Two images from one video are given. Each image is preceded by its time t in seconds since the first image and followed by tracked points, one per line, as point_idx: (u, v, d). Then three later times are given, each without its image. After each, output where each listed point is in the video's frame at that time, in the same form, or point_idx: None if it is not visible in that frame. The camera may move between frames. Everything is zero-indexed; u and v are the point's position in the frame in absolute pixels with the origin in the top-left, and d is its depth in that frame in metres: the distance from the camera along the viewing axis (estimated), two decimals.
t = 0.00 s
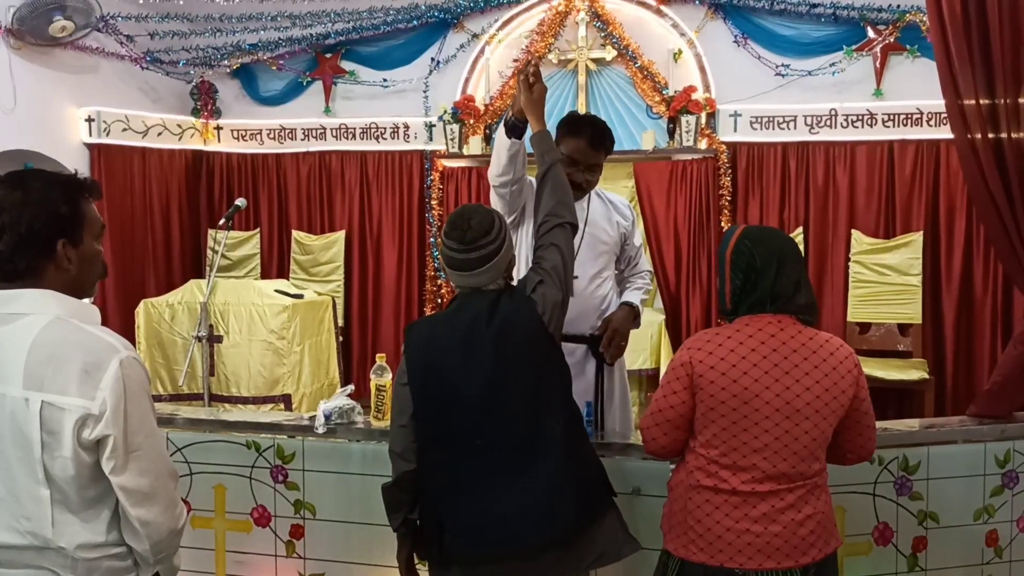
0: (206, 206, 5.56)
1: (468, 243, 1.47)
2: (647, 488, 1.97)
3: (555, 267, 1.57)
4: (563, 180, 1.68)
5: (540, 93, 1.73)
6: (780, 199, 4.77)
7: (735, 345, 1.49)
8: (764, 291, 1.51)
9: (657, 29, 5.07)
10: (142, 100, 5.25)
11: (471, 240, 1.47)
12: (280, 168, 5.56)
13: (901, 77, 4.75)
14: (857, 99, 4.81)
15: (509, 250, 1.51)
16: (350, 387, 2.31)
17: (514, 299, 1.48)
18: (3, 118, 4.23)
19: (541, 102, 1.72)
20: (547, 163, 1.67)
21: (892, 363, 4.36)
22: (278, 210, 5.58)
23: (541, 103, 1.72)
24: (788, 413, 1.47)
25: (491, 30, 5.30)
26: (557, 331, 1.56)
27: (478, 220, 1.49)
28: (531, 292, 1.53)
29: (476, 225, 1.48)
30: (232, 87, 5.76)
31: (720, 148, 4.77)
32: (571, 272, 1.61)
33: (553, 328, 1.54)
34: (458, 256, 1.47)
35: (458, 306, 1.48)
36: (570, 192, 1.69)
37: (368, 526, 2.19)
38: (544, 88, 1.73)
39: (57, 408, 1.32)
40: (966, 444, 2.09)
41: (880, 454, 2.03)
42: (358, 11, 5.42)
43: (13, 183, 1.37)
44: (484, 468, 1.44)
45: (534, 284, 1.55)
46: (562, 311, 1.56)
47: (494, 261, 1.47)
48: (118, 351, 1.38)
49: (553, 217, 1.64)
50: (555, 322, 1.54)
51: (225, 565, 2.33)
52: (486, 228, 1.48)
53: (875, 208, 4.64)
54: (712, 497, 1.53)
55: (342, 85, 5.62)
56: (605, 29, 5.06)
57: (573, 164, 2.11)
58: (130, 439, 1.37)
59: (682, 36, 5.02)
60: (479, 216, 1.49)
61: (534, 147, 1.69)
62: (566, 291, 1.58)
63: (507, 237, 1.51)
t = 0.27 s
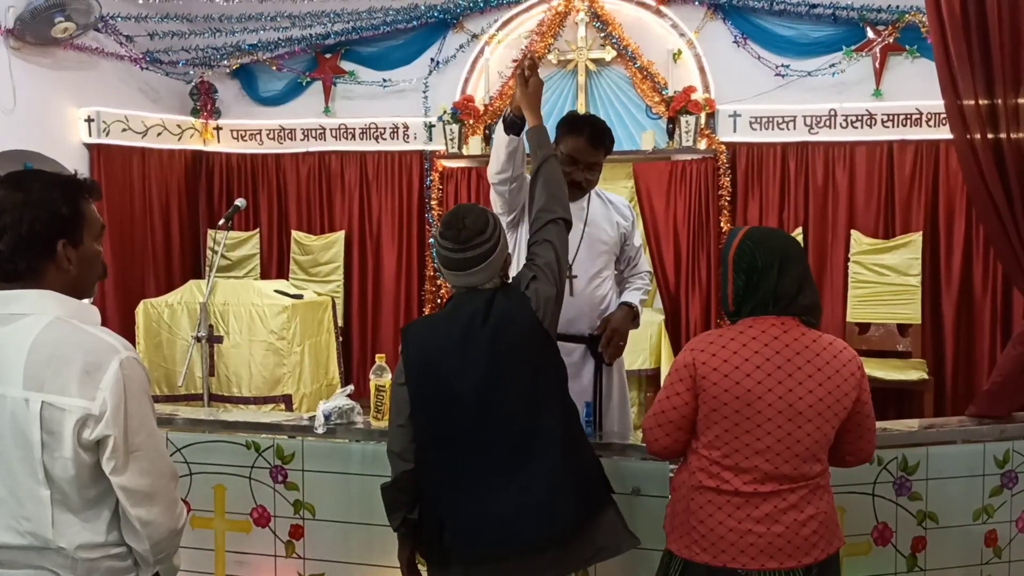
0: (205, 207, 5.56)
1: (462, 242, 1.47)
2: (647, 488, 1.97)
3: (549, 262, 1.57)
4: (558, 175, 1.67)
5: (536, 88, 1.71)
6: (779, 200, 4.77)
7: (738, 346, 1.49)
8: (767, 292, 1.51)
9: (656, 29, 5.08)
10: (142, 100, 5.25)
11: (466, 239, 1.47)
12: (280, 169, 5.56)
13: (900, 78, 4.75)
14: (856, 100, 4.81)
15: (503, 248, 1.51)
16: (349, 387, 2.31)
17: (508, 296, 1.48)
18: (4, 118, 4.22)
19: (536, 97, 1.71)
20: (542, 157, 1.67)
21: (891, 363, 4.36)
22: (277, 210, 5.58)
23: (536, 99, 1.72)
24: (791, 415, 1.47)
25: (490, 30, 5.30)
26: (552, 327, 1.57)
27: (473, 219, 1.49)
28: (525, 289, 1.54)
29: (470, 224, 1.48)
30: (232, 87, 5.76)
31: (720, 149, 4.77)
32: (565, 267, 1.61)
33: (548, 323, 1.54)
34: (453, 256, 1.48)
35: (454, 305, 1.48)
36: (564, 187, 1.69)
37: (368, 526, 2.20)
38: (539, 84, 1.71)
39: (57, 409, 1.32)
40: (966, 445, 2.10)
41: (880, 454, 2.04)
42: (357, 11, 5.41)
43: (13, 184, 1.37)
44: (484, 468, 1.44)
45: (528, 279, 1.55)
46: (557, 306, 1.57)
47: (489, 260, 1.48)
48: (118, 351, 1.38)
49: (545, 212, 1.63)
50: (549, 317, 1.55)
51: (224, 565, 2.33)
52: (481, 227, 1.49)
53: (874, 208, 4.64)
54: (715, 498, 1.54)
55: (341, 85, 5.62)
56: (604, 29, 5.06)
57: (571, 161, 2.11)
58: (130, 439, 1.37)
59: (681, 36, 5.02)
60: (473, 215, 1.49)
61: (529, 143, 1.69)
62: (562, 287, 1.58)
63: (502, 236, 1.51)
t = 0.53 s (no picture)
0: (205, 207, 5.57)
1: (458, 243, 1.48)
2: (646, 488, 1.97)
3: (545, 261, 1.57)
4: (554, 173, 1.67)
5: (530, 87, 1.71)
6: (778, 200, 4.78)
7: (739, 347, 1.49)
8: (759, 292, 1.52)
9: (655, 30, 5.08)
10: (142, 100, 5.25)
11: (462, 239, 1.48)
12: (279, 169, 5.57)
13: (900, 78, 4.75)
14: (855, 100, 4.81)
15: (500, 248, 1.51)
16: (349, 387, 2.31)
17: (503, 294, 1.48)
18: (3, 119, 4.23)
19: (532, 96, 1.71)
20: (537, 156, 1.68)
21: (891, 364, 4.36)
22: (277, 210, 5.58)
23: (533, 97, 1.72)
24: (791, 415, 1.48)
25: (490, 31, 5.31)
26: (549, 327, 1.56)
27: (468, 219, 1.49)
28: (522, 288, 1.54)
29: (466, 225, 1.49)
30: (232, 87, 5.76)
31: (719, 150, 4.77)
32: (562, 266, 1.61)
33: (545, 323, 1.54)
34: (450, 256, 1.48)
35: (452, 306, 1.48)
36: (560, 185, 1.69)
37: (367, 526, 2.20)
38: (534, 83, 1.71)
39: (56, 409, 1.32)
40: (964, 445, 2.10)
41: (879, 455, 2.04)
42: (357, 12, 5.41)
43: (12, 185, 1.37)
44: (483, 468, 1.44)
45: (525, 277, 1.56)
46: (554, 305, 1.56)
47: (485, 260, 1.48)
48: (116, 352, 1.38)
49: (542, 211, 1.63)
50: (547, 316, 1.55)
51: (224, 565, 2.33)
52: (476, 226, 1.49)
53: (874, 209, 4.65)
54: (715, 498, 1.54)
55: (341, 86, 5.62)
56: (604, 30, 5.06)
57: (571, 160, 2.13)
58: (130, 439, 1.37)
59: (680, 37, 5.03)
60: (469, 215, 1.50)
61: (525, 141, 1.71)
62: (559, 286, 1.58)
63: (498, 236, 1.51)
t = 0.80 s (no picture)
0: (205, 207, 5.57)
1: (454, 243, 1.48)
2: (646, 489, 1.97)
3: (541, 261, 1.57)
4: (552, 171, 1.67)
5: (528, 86, 1.71)
6: (778, 200, 4.78)
7: (739, 343, 1.49)
8: (754, 292, 1.53)
9: (654, 31, 5.09)
10: (142, 101, 5.25)
11: (458, 239, 1.48)
12: (279, 169, 5.57)
13: (900, 79, 4.75)
14: (855, 101, 4.81)
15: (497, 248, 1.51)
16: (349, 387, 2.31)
17: (500, 295, 1.48)
18: (3, 119, 4.22)
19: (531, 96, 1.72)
20: (534, 155, 1.68)
21: (890, 364, 4.36)
22: (277, 210, 5.58)
23: (532, 96, 1.72)
24: (792, 412, 1.47)
25: (490, 31, 5.31)
26: (546, 326, 1.57)
27: (464, 219, 1.50)
28: (518, 287, 1.54)
29: (463, 224, 1.49)
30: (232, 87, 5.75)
31: (719, 150, 4.77)
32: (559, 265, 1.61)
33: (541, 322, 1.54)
34: (446, 256, 1.48)
35: (450, 307, 1.49)
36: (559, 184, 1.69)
37: (367, 526, 2.20)
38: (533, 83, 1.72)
39: (55, 410, 1.32)
40: (964, 446, 2.10)
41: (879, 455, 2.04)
42: (356, 12, 5.40)
43: (11, 186, 1.38)
44: (483, 468, 1.45)
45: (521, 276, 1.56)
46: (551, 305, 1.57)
47: (482, 260, 1.48)
48: (115, 353, 1.38)
49: (540, 211, 1.64)
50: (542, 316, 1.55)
51: (224, 565, 2.33)
52: (473, 226, 1.49)
53: (873, 209, 4.65)
54: (716, 496, 1.54)
55: (340, 86, 5.62)
56: (604, 30, 5.06)
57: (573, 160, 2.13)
58: (128, 440, 1.37)
59: (680, 37, 5.03)
60: (465, 215, 1.50)
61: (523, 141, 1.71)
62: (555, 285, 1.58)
63: (494, 236, 1.51)
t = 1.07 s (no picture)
0: (205, 206, 5.57)
1: (452, 243, 1.48)
2: (646, 489, 1.97)
3: (539, 260, 1.58)
4: (548, 172, 1.67)
5: (524, 87, 1.71)
6: (777, 200, 4.78)
7: (736, 339, 1.50)
8: (749, 290, 1.54)
9: (654, 31, 5.09)
10: (142, 101, 5.25)
11: (456, 239, 1.48)
12: (279, 170, 5.57)
13: (899, 79, 4.75)
14: (854, 101, 4.81)
15: (494, 248, 1.52)
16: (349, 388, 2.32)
17: (499, 295, 1.48)
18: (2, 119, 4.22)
19: (526, 96, 1.71)
20: (530, 156, 1.67)
21: (890, 364, 4.36)
22: (277, 210, 5.58)
23: (527, 97, 1.72)
24: (790, 408, 1.48)
25: (489, 31, 5.31)
26: (544, 326, 1.57)
27: (462, 219, 1.50)
28: (516, 286, 1.55)
29: (460, 224, 1.49)
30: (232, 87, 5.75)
31: (719, 150, 4.77)
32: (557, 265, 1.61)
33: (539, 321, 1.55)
34: (444, 256, 1.49)
35: (448, 306, 1.49)
36: (556, 184, 1.69)
37: (367, 526, 2.20)
38: (528, 82, 1.72)
39: (54, 411, 1.32)
40: (963, 446, 2.10)
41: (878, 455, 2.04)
42: (356, 12, 5.40)
43: (10, 187, 1.38)
44: (482, 468, 1.44)
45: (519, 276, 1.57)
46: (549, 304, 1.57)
47: (480, 260, 1.48)
48: (114, 353, 1.38)
49: (537, 211, 1.64)
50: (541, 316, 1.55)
51: (223, 565, 2.33)
52: (470, 226, 1.50)
53: (873, 209, 4.66)
54: (715, 494, 1.54)
55: (340, 86, 5.62)
56: (603, 30, 5.06)
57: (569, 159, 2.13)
58: (127, 441, 1.37)
59: (679, 37, 5.04)
60: (462, 215, 1.50)
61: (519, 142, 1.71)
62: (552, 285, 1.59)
63: (492, 235, 1.52)
